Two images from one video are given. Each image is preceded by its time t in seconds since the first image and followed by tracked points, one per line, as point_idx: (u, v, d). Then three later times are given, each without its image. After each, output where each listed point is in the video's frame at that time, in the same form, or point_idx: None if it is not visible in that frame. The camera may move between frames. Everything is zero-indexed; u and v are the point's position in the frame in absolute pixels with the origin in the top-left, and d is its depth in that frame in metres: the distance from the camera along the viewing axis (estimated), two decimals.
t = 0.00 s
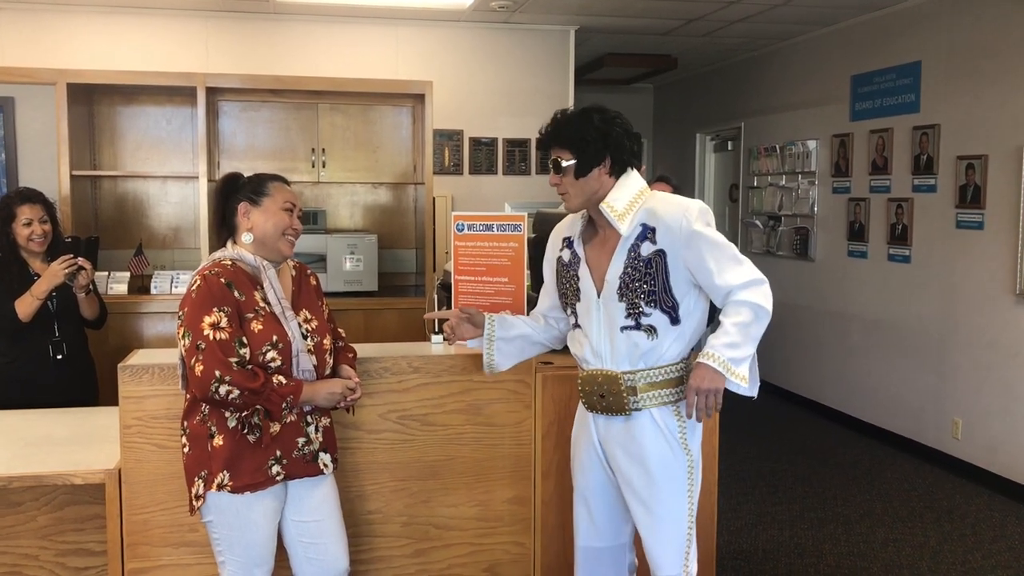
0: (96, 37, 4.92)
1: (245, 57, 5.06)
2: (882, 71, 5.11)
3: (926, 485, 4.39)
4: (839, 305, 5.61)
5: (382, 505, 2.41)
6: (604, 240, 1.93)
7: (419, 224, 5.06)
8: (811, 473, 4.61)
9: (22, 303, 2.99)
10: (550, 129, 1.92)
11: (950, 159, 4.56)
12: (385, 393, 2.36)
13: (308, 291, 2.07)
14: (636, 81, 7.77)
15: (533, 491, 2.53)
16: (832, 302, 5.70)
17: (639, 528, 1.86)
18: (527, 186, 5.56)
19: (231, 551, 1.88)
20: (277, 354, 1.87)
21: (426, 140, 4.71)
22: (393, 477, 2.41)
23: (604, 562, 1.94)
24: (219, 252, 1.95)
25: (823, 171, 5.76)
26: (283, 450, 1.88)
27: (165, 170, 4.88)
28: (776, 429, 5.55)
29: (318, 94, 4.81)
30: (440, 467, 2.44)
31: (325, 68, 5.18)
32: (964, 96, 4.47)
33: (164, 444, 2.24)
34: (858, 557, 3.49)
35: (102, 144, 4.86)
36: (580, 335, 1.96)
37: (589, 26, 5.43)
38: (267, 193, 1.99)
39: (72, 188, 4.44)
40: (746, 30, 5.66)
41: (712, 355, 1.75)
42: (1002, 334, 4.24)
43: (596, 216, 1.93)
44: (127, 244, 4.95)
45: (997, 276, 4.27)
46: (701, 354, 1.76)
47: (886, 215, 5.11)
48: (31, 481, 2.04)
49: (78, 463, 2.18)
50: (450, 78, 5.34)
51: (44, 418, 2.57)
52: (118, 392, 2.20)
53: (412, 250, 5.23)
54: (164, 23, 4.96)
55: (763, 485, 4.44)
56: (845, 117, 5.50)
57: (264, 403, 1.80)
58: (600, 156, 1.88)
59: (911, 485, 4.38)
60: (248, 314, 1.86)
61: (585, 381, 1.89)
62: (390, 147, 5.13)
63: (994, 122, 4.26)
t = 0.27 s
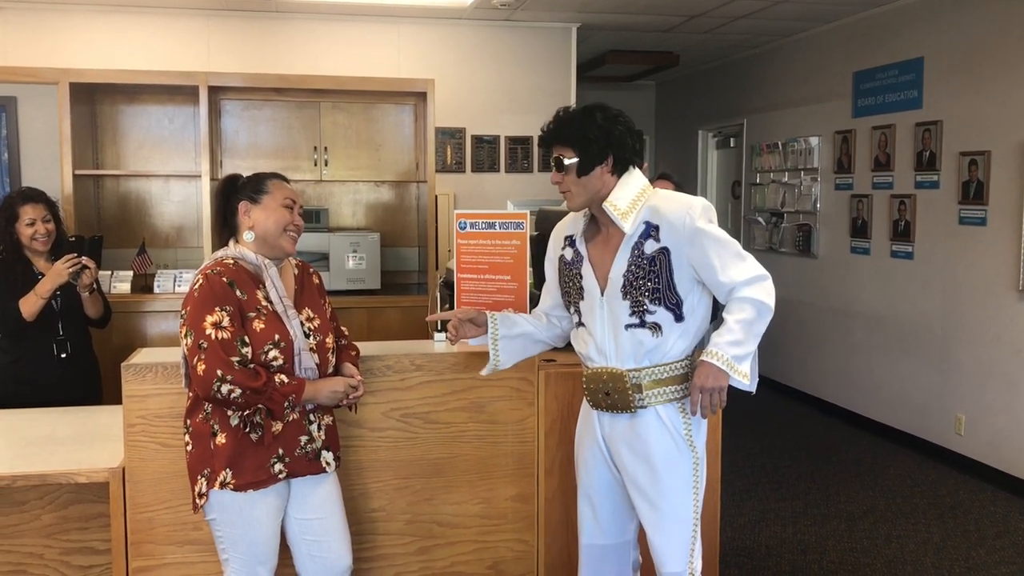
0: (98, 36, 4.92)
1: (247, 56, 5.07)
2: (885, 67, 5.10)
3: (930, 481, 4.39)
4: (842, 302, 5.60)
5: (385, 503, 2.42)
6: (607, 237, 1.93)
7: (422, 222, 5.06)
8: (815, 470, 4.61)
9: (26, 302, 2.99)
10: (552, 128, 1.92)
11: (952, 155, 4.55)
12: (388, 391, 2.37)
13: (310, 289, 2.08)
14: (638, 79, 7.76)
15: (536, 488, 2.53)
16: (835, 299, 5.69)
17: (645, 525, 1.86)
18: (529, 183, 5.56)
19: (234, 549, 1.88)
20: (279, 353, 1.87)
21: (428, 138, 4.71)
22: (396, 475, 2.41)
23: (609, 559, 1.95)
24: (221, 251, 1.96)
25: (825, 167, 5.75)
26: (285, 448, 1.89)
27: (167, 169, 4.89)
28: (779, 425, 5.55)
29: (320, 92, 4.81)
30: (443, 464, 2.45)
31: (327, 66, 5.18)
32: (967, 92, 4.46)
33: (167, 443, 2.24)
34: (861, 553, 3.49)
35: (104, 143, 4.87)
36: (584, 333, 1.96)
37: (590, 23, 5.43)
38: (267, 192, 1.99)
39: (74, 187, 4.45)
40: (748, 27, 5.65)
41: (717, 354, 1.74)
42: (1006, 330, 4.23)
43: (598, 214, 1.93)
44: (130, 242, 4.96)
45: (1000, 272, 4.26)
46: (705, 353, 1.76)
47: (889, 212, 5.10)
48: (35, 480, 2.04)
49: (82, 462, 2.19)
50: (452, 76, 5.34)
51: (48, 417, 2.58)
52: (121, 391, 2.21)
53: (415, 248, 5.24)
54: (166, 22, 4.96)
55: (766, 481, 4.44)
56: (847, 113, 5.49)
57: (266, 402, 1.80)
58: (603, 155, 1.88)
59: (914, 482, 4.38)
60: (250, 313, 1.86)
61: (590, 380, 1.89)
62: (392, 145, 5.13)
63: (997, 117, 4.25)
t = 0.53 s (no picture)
0: (101, 34, 4.92)
1: (250, 53, 5.06)
2: (889, 62, 5.08)
3: (934, 477, 4.38)
4: (846, 298, 5.59)
5: (389, 500, 2.42)
6: (612, 234, 1.92)
7: (425, 219, 5.06)
8: (819, 466, 4.61)
9: (30, 300, 2.99)
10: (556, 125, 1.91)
11: (957, 151, 4.54)
12: (391, 388, 2.37)
13: (313, 285, 2.07)
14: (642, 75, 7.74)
15: (540, 485, 2.53)
16: (839, 295, 5.68)
17: (650, 522, 1.86)
18: (533, 180, 5.56)
19: (238, 545, 1.88)
20: (282, 350, 1.87)
21: (431, 135, 4.71)
22: (400, 472, 2.41)
23: (613, 556, 1.94)
24: (224, 248, 1.96)
25: (829, 163, 5.73)
26: (289, 445, 1.89)
27: (171, 167, 4.89)
28: (783, 422, 5.54)
29: (323, 89, 4.81)
30: (447, 461, 2.45)
31: (329, 64, 5.18)
32: (971, 88, 4.44)
33: (171, 440, 2.24)
34: (866, 550, 3.49)
35: (108, 141, 4.87)
36: (590, 330, 1.95)
37: (593, 19, 5.41)
38: (269, 188, 1.99)
39: (78, 185, 4.45)
40: (752, 22, 5.64)
41: (721, 349, 1.74)
42: (1011, 325, 4.22)
43: (603, 210, 1.93)
44: (134, 240, 4.97)
45: (1005, 268, 4.24)
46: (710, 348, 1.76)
47: (893, 208, 5.09)
48: (40, 477, 2.05)
49: (86, 459, 2.19)
50: (455, 73, 5.34)
51: (53, 414, 2.58)
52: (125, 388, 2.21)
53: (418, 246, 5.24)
54: (168, 20, 4.96)
55: (770, 478, 4.44)
56: (851, 109, 5.48)
57: (268, 399, 1.80)
58: (607, 151, 1.87)
59: (919, 478, 4.37)
60: (253, 310, 1.86)
61: (597, 376, 1.89)
62: (394, 142, 5.12)
63: (1001, 113, 4.24)
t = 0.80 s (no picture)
0: (105, 38, 4.94)
1: (252, 55, 5.07)
2: (891, 61, 5.07)
3: (939, 476, 4.37)
4: (850, 297, 5.58)
5: (394, 501, 2.42)
6: (616, 234, 1.92)
7: (428, 220, 5.07)
8: (823, 465, 4.60)
9: (35, 303, 3.00)
10: (559, 125, 1.91)
11: (960, 149, 4.53)
12: (395, 389, 2.37)
13: (316, 287, 2.08)
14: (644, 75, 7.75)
15: (545, 485, 2.53)
16: (842, 294, 5.67)
17: (654, 521, 1.86)
18: (536, 180, 5.56)
19: (244, 547, 1.89)
20: (287, 351, 1.88)
21: (434, 136, 4.71)
22: (404, 473, 2.41)
23: (618, 555, 1.94)
24: (229, 249, 1.96)
25: (832, 162, 5.73)
26: (293, 446, 1.89)
27: (174, 169, 4.90)
28: (787, 421, 5.54)
29: (326, 91, 4.82)
30: (451, 462, 2.45)
31: (332, 65, 5.19)
32: (974, 86, 4.43)
33: (176, 442, 2.25)
34: (871, 549, 3.48)
35: (111, 144, 4.89)
36: (594, 330, 1.95)
37: (595, 19, 5.42)
38: (277, 192, 1.99)
39: (82, 188, 4.46)
40: (754, 22, 5.63)
41: (724, 347, 1.74)
42: (1015, 323, 4.21)
43: (606, 210, 1.93)
44: (138, 242, 4.98)
45: (1009, 267, 4.23)
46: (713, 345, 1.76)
47: (896, 206, 5.08)
48: (45, 479, 2.05)
49: (92, 461, 2.19)
50: (458, 74, 5.34)
51: (58, 417, 2.59)
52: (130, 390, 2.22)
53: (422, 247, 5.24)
54: (172, 22, 4.97)
55: (774, 477, 4.44)
56: (854, 108, 5.47)
57: (273, 401, 1.80)
58: (611, 151, 1.87)
59: (923, 477, 4.36)
60: (258, 312, 1.86)
61: (601, 377, 1.89)
62: (397, 143, 5.13)
63: (1004, 111, 4.23)
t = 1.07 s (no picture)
0: (107, 46, 4.96)
1: (254, 62, 5.09)
2: (892, 63, 5.08)
3: (942, 478, 4.37)
4: (852, 299, 5.58)
5: (397, 506, 2.42)
6: (619, 239, 1.92)
7: (430, 225, 5.08)
8: (827, 468, 4.60)
9: (37, 310, 3.01)
10: (563, 132, 1.89)
11: (961, 151, 4.54)
12: (398, 395, 2.37)
13: (319, 292, 2.08)
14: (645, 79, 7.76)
15: (548, 489, 2.53)
16: (844, 296, 5.67)
17: (657, 526, 1.86)
18: (538, 185, 5.57)
19: (247, 552, 1.89)
20: (290, 357, 1.89)
21: (435, 142, 4.72)
22: (407, 478, 2.42)
23: (621, 560, 1.95)
24: (232, 255, 1.97)
25: (833, 165, 5.73)
26: (295, 451, 1.90)
27: (177, 176, 4.91)
28: (790, 424, 5.54)
29: (327, 97, 4.83)
30: (454, 467, 2.45)
31: (333, 71, 5.20)
32: (974, 88, 4.44)
33: (180, 448, 2.25)
34: (874, 552, 3.48)
35: (114, 151, 4.91)
36: (595, 333, 1.95)
37: (596, 24, 5.43)
38: (286, 201, 1.99)
39: (85, 196, 4.48)
40: (755, 25, 5.64)
41: (726, 354, 1.74)
42: (1017, 325, 4.21)
43: (611, 215, 1.92)
44: (141, 249, 4.99)
45: (1011, 268, 4.23)
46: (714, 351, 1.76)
47: (898, 209, 5.08)
48: (50, 486, 2.06)
49: (96, 468, 2.20)
50: (459, 80, 5.36)
51: (62, 424, 2.60)
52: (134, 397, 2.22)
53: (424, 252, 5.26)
54: (174, 30, 4.99)
55: (778, 481, 4.43)
56: (855, 110, 5.48)
57: (276, 408, 1.81)
58: (619, 156, 1.87)
59: (927, 479, 4.36)
60: (262, 318, 1.87)
61: (602, 380, 1.90)
62: (399, 149, 5.14)
63: (1004, 113, 4.24)
